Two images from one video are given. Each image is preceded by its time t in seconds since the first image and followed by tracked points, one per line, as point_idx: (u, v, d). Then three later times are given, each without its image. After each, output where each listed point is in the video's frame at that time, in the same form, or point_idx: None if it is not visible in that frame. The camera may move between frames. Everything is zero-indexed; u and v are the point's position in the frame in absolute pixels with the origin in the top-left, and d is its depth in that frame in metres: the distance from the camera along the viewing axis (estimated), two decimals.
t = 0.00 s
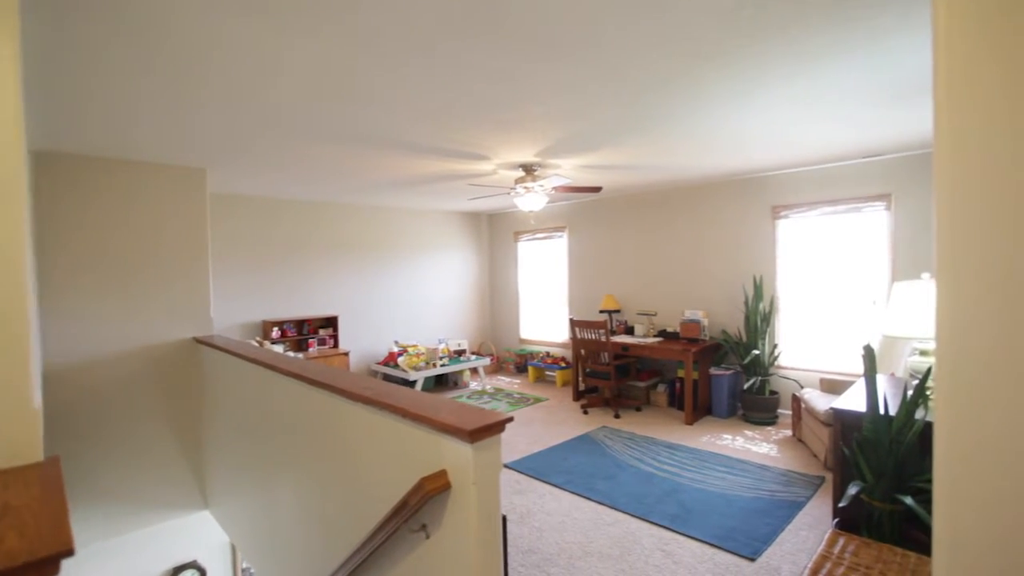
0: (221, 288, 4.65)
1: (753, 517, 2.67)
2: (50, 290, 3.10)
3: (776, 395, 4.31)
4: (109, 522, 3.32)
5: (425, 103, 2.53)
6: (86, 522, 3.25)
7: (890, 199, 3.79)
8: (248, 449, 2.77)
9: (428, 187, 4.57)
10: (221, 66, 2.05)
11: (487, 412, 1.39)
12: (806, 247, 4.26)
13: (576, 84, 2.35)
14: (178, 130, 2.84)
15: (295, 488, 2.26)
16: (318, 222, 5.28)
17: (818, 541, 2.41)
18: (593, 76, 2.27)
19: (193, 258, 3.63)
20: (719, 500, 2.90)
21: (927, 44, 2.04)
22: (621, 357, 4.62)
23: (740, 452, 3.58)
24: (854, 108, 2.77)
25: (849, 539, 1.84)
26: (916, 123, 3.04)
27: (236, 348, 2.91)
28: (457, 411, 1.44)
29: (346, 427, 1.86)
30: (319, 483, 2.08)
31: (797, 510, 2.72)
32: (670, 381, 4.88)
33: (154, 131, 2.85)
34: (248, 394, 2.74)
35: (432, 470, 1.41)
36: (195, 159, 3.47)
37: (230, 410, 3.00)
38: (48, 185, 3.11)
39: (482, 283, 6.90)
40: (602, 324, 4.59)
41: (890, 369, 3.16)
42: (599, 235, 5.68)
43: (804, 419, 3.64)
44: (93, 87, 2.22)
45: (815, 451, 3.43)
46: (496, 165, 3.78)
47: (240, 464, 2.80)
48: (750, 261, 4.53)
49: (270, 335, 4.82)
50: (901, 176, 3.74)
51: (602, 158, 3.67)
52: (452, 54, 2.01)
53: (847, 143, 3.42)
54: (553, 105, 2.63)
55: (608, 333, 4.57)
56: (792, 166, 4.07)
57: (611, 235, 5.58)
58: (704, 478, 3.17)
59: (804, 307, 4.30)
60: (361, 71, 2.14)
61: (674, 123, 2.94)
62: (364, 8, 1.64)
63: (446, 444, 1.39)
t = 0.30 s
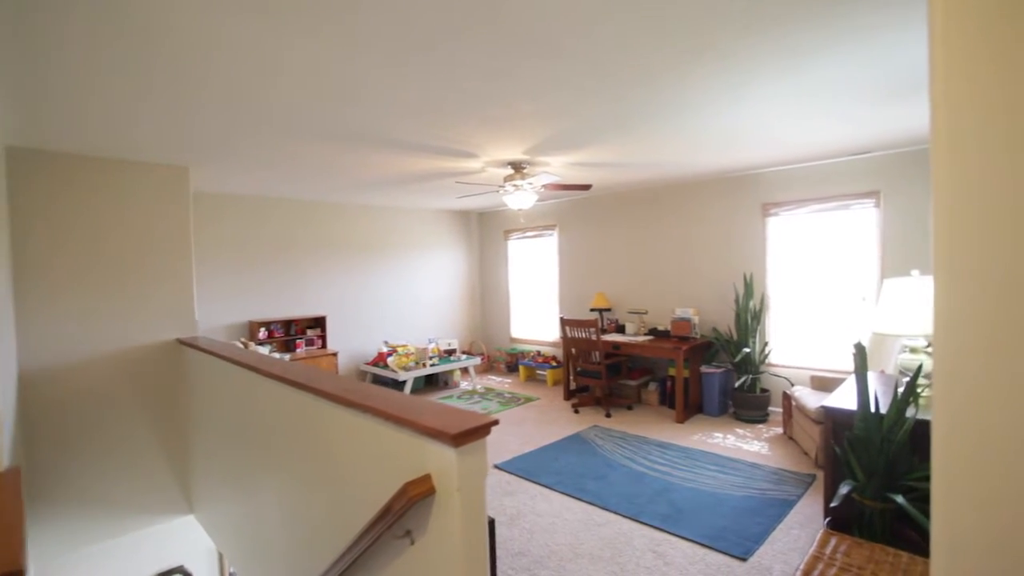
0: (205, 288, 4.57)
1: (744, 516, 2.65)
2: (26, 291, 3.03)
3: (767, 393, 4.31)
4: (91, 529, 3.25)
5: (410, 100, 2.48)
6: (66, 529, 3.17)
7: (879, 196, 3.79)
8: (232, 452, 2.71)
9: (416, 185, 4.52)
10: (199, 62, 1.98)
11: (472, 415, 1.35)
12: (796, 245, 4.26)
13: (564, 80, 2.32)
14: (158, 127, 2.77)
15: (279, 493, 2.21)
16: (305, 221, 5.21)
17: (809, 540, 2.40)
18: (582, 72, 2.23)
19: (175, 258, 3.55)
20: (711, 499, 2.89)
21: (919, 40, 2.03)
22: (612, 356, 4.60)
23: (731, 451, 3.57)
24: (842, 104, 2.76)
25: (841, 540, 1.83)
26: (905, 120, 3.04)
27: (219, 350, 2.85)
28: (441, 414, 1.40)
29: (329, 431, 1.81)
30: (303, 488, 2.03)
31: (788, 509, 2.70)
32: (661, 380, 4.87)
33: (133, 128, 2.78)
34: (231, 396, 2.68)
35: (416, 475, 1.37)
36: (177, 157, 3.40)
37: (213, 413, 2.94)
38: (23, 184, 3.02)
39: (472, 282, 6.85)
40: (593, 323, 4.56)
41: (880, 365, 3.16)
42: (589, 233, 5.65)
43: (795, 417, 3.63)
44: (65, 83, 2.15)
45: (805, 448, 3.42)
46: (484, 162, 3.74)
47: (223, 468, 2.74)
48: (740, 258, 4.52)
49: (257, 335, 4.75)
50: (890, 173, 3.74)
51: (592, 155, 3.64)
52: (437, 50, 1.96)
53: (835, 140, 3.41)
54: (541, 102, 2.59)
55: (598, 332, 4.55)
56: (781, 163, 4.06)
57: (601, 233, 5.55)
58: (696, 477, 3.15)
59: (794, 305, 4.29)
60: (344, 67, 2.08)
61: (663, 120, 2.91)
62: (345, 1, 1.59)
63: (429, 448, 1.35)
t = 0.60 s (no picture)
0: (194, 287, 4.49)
1: (741, 519, 2.60)
2: (5, 292, 2.95)
3: (764, 392, 4.27)
4: (75, 535, 3.17)
5: (399, 94, 2.41)
6: (49, 536, 3.09)
7: (876, 191, 3.75)
8: (217, 455, 2.65)
9: (408, 182, 4.46)
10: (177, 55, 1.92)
11: (456, 420, 1.30)
12: (792, 242, 4.21)
13: (557, 74, 2.25)
14: (125, 121, 2.66)
15: (264, 499, 2.15)
16: (296, 219, 5.14)
17: (807, 543, 2.36)
18: (574, 65, 2.17)
19: (160, 257, 3.48)
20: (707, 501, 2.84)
21: (919, 33, 1.98)
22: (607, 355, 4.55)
23: (727, 451, 3.52)
24: (840, 99, 2.70)
25: (840, 545, 1.78)
26: (903, 115, 3.00)
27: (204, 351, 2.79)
28: (426, 419, 1.34)
29: (313, 436, 1.75)
30: (287, 494, 1.97)
31: (785, 511, 2.66)
32: (657, 379, 4.82)
33: (115, 125, 2.70)
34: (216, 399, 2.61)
35: (400, 483, 1.31)
36: (161, 154, 3.32)
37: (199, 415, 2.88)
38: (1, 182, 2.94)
39: (466, 281, 6.79)
40: (587, 322, 4.51)
41: (878, 364, 3.11)
42: (584, 231, 5.59)
43: (792, 416, 3.59)
44: (39, 77, 2.07)
45: (803, 448, 3.38)
46: (477, 159, 3.68)
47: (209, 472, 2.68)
48: (736, 256, 4.47)
49: (247, 335, 4.68)
50: (888, 169, 3.70)
51: (585, 151, 3.59)
52: (425, 42, 1.90)
53: (832, 136, 3.36)
54: (533, 97, 2.53)
55: (593, 332, 4.49)
56: (777, 159, 4.01)
57: (596, 231, 5.50)
58: (692, 478, 3.11)
59: (791, 303, 4.25)
60: (329, 60, 2.02)
61: (657, 115, 2.85)
62: None
63: (413, 455, 1.30)
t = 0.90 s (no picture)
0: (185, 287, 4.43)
1: (740, 526, 2.54)
2: None
3: (763, 394, 4.21)
4: (58, 543, 3.09)
5: (390, 90, 2.35)
6: (31, 544, 3.01)
7: (878, 190, 3.69)
8: (203, 461, 2.59)
9: (402, 181, 4.39)
10: (155, 48, 1.85)
11: (442, 430, 1.23)
12: (792, 242, 4.15)
13: (551, 69, 2.19)
14: (110, 118, 2.60)
15: (249, 508, 2.08)
16: (289, 219, 5.08)
17: (808, 552, 2.29)
18: (569, 60, 2.11)
19: (147, 257, 3.41)
20: (706, 507, 2.77)
21: (921, 27, 1.92)
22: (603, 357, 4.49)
23: (727, 454, 3.46)
24: (840, 96, 2.65)
25: (844, 558, 1.71)
26: (906, 112, 2.94)
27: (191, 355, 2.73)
28: (409, 428, 1.28)
29: (297, 443, 1.69)
30: (271, 503, 1.90)
31: (786, 517, 2.60)
32: (655, 381, 4.76)
33: (96, 122, 2.63)
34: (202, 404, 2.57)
35: (381, 494, 1.25)
36: (147, 152, 3.25)
37: (185, 420, 2.82)
38: None
39: (462, 281, 6.73)
40: (584, 323, 4.45)
41: (880, 366, 3.05)
42: (581, 230, 5.53)
43: (792, 419, 3.53)
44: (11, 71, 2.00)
45: (803, 452, 3.31)
46: (471, 157, 3.61)
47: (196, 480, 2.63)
48: (735, 256, 4.41)
49: (239, 337, 4.62)
50: (889, 168, 3.64)
51: (582, 150, 3.52)
52: (413, 34, 1.83)
53: (832, 134, 3.30)
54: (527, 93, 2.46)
55: (589, 333, 4.44)
56: (777, 158, 3.95)
57: (592, 231, 5.43)
58: (690, 483, 3.04)
59: (791, 304, 4.19)
60: (314, 54, 1.95)
61: (654, 111, 2.78)
62: None
63: (394, 465, 1.23)
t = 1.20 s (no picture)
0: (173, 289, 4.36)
1: (738, 535, 2.48)
2: None
3: (762, 397, 4.15)
4: (41, 550, 3.02)
5: (380, 89, 2.28)
6: (13, 552, 2.93)
7: (878, 191, 3.64)
8: (187, 467, 2.52)
9: (395, 180, 4.33)
10: (134, 48, 1.78)
11: (423, 441, 1.17)
12: (791, 244, 4.09)
13: (545, 68, 2.13)
14: (93, 118, 2.52)
15: (231, 517, 2.02)
16: (281, 219, 5.01)
17: (807, 562, 2.23)
18: (564, 59, 2.05)
19: (134, 259, 3.33)
20: (704, 514, 2.71)
21: (923, 25, 1.87)
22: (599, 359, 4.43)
23: (725, 459, 3.40)
24: (842, 94, 2.59)
25: (846, 571, 1.65)
26: (909, 111, 2.88)
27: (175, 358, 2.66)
28: (390, 438, 1.21)
29: (278, 452, 1.62)
30: (252, 513, 1.84)
31: (785, 525, 2.54)
32: (652, 384, 4.70)
33: (78, 121, 2.56)
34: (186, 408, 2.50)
35: (361, 509, 1.18)
36: (133, 151, 3.18)
37: (170, 424, 2.75)
38: None
39: (458, 281, 6.66)
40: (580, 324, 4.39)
41: (881, 371, 3.00)
42: (577, 231, 5.47)
43: (791, 423, 3.47)
44: None
45: (802, 458, 3.26)
46: (465, 156, 3.55)
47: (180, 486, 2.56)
48: (733, 257, 4.35)
49: (230, 339, 4.55)
50: (890, 168, 3.58)
51: (578, 149, 3.46)
52: (402, 33, 1.77)
53: (832, 133, 3.24)
54: (521, 92, 2.40)
55: (585, 335, 4.38)
56: (776, 158, 3.89)
57: (589, 231, 5.37)
58: (687, 489, 2.98)
59: (790, 306, 4.13)
60: (300, 54, 1.89)
61: (651, 110, 2.72)
62: None
63: (374, 478, 1.17)
